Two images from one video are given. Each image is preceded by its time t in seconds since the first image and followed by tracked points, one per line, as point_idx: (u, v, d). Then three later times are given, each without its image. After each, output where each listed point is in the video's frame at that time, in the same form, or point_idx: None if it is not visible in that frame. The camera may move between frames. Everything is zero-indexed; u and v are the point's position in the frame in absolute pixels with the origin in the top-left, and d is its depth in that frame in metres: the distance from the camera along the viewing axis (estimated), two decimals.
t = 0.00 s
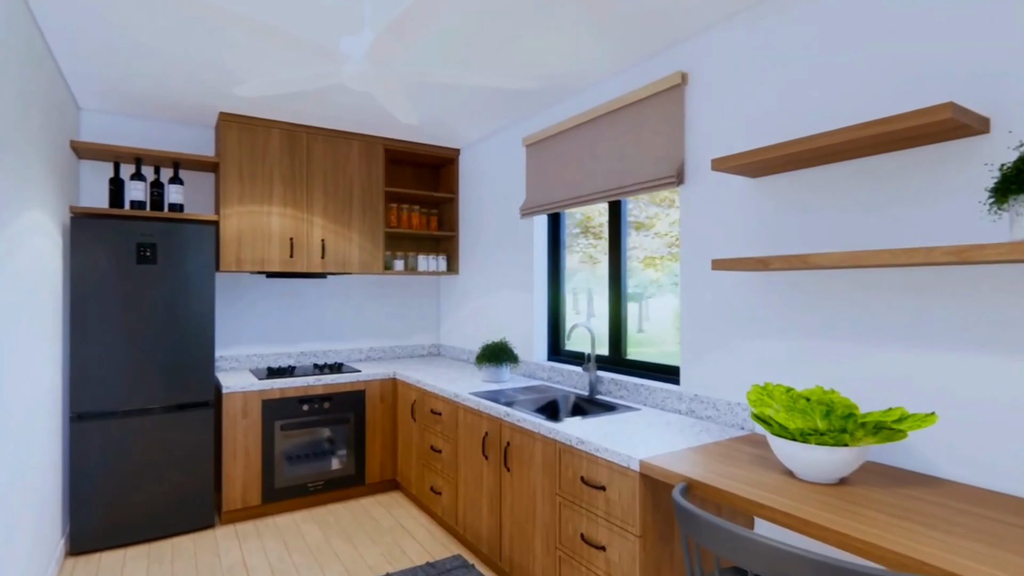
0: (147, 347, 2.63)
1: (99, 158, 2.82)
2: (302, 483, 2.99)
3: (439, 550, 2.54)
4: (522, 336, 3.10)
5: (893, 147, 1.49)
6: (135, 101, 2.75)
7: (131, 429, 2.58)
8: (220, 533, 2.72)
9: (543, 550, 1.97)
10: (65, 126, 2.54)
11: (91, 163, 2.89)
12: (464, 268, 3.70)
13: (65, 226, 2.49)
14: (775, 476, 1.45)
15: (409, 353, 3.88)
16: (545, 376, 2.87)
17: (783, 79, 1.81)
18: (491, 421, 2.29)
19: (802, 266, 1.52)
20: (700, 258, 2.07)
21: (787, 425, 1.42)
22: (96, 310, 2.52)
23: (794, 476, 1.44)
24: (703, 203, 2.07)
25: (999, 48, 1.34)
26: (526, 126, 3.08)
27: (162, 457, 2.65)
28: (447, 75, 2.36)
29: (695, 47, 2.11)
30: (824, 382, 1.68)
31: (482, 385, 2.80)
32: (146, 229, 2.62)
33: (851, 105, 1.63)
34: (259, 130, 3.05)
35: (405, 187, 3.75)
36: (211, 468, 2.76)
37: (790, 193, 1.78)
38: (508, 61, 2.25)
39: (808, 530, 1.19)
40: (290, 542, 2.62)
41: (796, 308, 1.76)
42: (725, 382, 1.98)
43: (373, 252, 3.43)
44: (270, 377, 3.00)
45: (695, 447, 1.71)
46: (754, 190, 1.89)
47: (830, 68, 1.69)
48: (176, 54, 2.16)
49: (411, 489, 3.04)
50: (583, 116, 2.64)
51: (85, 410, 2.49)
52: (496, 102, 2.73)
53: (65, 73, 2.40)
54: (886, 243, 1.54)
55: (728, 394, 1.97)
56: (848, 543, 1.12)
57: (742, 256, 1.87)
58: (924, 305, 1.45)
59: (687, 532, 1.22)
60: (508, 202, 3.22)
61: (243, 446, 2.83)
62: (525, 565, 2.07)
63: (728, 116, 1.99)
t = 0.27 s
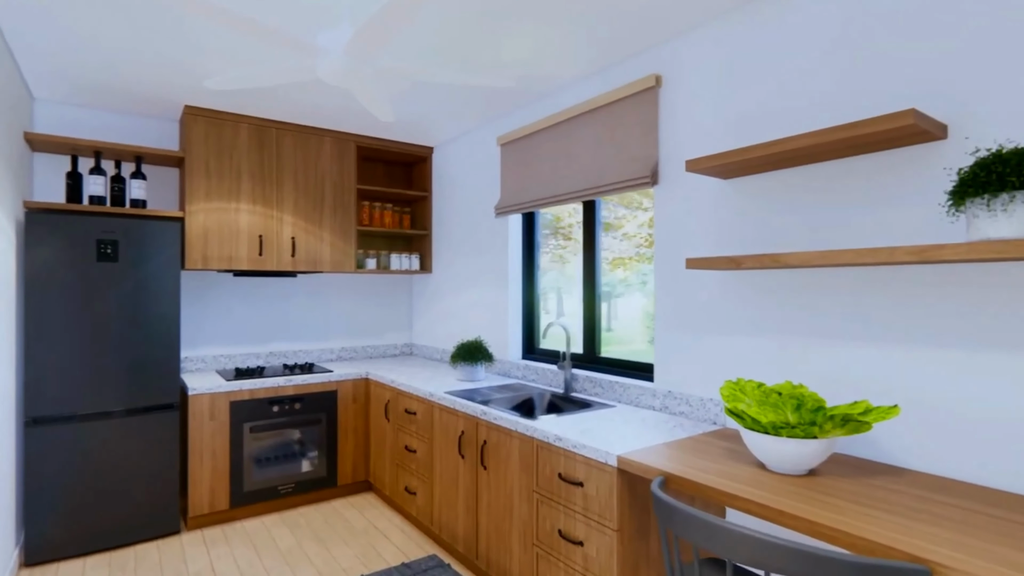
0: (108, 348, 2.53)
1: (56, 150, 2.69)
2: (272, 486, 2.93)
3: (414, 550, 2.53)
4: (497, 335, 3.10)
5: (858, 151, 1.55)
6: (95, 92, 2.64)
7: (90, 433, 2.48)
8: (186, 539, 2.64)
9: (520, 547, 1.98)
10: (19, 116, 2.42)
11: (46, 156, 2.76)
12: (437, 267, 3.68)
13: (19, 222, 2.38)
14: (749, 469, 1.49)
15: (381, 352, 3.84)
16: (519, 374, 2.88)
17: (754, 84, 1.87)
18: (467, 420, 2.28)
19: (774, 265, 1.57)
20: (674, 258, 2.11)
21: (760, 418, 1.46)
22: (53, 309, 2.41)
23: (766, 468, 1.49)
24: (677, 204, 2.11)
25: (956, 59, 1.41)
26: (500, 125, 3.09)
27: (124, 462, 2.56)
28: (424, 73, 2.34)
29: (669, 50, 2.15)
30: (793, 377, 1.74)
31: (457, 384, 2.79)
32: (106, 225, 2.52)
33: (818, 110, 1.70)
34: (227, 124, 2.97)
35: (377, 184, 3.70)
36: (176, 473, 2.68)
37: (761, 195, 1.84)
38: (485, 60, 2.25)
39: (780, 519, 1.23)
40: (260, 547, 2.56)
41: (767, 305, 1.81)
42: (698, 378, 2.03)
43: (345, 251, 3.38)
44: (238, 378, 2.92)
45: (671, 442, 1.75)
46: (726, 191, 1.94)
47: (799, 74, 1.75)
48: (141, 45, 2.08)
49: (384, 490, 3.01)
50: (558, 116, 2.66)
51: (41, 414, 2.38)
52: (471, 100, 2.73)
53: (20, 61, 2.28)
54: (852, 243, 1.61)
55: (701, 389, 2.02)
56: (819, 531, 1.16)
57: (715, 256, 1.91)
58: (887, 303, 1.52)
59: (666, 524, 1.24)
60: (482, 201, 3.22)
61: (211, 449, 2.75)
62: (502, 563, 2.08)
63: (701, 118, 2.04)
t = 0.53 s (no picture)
0: (59, 349, 2.40)
1: None
2: (235, 491, 2.85)
3: (384, 551, 2.50)
4: (467, 334, 3.10)
5: (820, 155, 1.63)
6: (44, 80, 2.51)
7: (40, 439, 2.35)
8: (144, 548, 2.54)
9: (493, 545, 1.99)
10: None
11: None
12: (405, 265, 3.65)
13: None
14: (718, 461, 1.54)
15: (348, 352, 3.78)
16: (490, 373, 2.89)
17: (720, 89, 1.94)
18: (439, 419, 2.28)
19: (741, 264, 1.63)
20: (644, 257, 2.17)
21: (729, 412, 1.51)
22: None
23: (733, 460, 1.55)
24: (646, 204, 2.16)
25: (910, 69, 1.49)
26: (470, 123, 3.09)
27: (77, 468, 2.44)
28: (396, 69, 2.32)
29: (638, 54, 2.20)
30: (757, 373, 1.81)
31: (428, 383, 2.78)
32: (57, 220, 2.40)
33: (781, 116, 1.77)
34: (186, 117, 2.86)
35: (344, 181, 3.64)
36: (133, 479, 2.58)
37: (727, 195, 1.90)
38: (458, 57, 2.25)
39: (750, 508, 1.28)
40: (223, 553, 2.49)
41: (733, 303, 1.88)
42: (667, 374, 2.09)
43: (311, 248, 3.31)
44: (199, 380, 2.83)
45: (642, 436, 1.79)
46: (694, 193, 2.00)
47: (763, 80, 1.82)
48: (99, 32, 1.99)
49: (352, 491, 2.97)
50: (529, 116, 2.67)
51: None
52: (442, 98, 2.72)
53: None
54: (814, 243, 1.68)
55: (670, 385, 2.07)
56: (787, 518, 1.22)
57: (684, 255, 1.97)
58: (847, 300, 1.60)
59: (642, 516, 1.27)
60: (452, 199, 3.21)
61: (170, 453, 2.65)
62: (475, 561, 2.08)
63: (669, 121, 2.09)
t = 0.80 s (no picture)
0: (11, 350, 2.29)
1: None
2: (201, 495, 2.77)
3: (357, 553, 2.47)
4: (440, 333, 3.09)
5: (787, 158, 1.69)
6: None
7: None
8: (104, 556, 2.45)
9: (470, 543, 1.99)
10: None
11: None
12: (376, 264, 3.61)
13: None
14: (691, 454, 1.59)
15: (317, 352, 3.71)
16: (464, 371, 2.89)
17: (692, 92, 1.99)
18: (414, 418, 2.26)
19: (714, 263, 1.68)
20: (618, 256, 2.20)
21: (701, 406, 1.55)
22: None
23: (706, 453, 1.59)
24: (620, 203, 2.20)
25: (871, 78, 1.57)
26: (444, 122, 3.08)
27: (31, 475, 2.33)
28: (372, 65, 2.30)
29: (613, 56, 2.24)
30: (728, 368, 1.87)
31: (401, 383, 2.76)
32: (8, 214, 2.28)
33: (750, 120, 1.83)
34: (148, 109, 2.76)
35: (313, 178, 3.58)
36: (92, 485, 2.47)
37: (699, 196, 1.96)
38: (433, 55, 2.24)
39: (722, 499, 1.32)
40: (189, 560, 2.41)
41: (705, 302, 1.93)
42: (640, 371, 2.13)
43: (279, 246, 3.24)
44: (162, 382, 2.74)
45: (617, 432, 1.82)
46: (667, 194, 2.05)
47: (733, 85, 1.88)
48: (56, 18, 1.90)
49: (323, 493, 2.92)
50: (503, 115, 2.68)
51: None
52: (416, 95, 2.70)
53: None
54: (782, 243, 1.74)
55: (643, 382, 2.12)
56: (759, 508, 1.26)
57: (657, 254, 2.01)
58: (813, 298, 1.67)
59: (621, 509, 1.30)
60: (425, 197, 3.19)
61: (131, 458, 2.56)
62: (451, 560, 2.08)
63: (643, 123, 2.14)
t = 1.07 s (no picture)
0: None
1: None
2: (158, 502, 2.67)
3: (326, 555, 2.43)
4: (408, 332, 3.07)
5: (752, 161, 1.75)
6: None
7: None
8: (54, 568, 2.33)
9: (442, 541, 1.99)
10: None
11: None
12: (343, 262, 3.55)
13: None
14: (662, 447, 1.63)
15: (280, 352, 3.62)
16: (433, 370, 2.88)
17: (661, 95, 2.04)
18: (384, 418, 2.24)
19: (683, 261, 1.73)
20: (589, 255, 2.24)
21: (671, 401, 1.60)
22: None
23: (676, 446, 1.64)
24: (591, 203, 2.24)
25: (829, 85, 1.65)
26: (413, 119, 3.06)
27: None
28: (341, 59, 2.27)
29: (583, 57, 2.28)
30: (696, 364, 1.93)
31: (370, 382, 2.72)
32: None
33: (716, 123, 1.89)
34: (101, 100, 2.65)
35: (276, 174, 3.49)
36: (40, 494, 2.35)
37: (667, 197, 2.01)
38: (405, 52, 2.22)
39: (691, 489, 1.36)
40: (148, 568, 2.32)
41: (673, 299, 1.99)
42: (610, 368, 2.17)
43: (241, 244, 3.15)
44: (117, 384, 2.62)
45: (589, 428, 1.85)
46: (637, 194, 2.10)
47: (700, 89, 1.94)
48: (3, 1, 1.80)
49: (289, 496, 2.86)
50: (473, 113, 2.68)
51: None
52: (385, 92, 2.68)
53: None
54: (746, 243, 1.81)
55: (613, 378, 2.16)
56: (725, 496, 1.31)
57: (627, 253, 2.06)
58: (776, 295, 1.75)
59: (597, 502, 1.32)
60: (393, 195, 3.16)
61: (83, 464, 2.45)
62: (423, 559, 2.07)
63: (613, 124, 2.18)
